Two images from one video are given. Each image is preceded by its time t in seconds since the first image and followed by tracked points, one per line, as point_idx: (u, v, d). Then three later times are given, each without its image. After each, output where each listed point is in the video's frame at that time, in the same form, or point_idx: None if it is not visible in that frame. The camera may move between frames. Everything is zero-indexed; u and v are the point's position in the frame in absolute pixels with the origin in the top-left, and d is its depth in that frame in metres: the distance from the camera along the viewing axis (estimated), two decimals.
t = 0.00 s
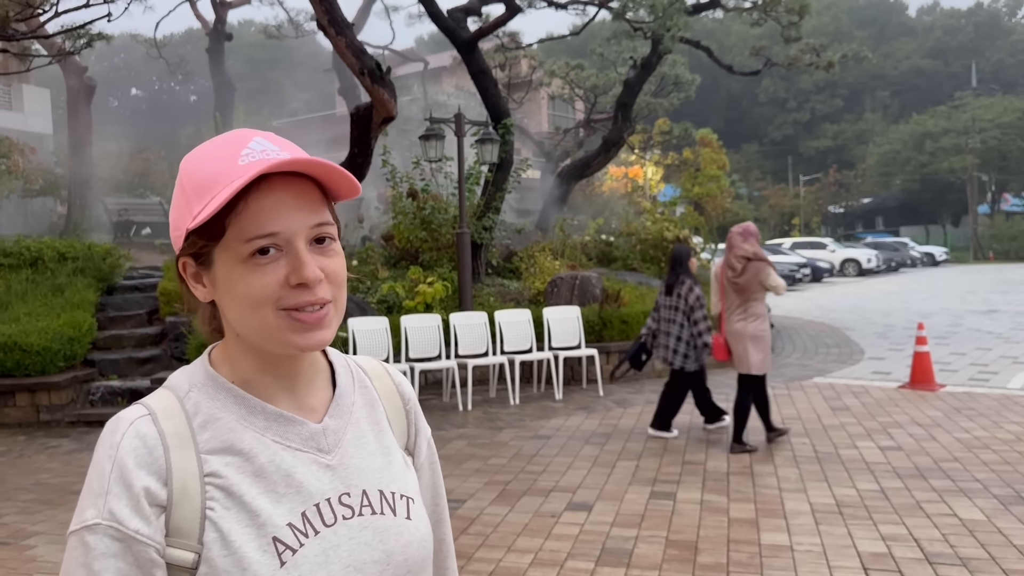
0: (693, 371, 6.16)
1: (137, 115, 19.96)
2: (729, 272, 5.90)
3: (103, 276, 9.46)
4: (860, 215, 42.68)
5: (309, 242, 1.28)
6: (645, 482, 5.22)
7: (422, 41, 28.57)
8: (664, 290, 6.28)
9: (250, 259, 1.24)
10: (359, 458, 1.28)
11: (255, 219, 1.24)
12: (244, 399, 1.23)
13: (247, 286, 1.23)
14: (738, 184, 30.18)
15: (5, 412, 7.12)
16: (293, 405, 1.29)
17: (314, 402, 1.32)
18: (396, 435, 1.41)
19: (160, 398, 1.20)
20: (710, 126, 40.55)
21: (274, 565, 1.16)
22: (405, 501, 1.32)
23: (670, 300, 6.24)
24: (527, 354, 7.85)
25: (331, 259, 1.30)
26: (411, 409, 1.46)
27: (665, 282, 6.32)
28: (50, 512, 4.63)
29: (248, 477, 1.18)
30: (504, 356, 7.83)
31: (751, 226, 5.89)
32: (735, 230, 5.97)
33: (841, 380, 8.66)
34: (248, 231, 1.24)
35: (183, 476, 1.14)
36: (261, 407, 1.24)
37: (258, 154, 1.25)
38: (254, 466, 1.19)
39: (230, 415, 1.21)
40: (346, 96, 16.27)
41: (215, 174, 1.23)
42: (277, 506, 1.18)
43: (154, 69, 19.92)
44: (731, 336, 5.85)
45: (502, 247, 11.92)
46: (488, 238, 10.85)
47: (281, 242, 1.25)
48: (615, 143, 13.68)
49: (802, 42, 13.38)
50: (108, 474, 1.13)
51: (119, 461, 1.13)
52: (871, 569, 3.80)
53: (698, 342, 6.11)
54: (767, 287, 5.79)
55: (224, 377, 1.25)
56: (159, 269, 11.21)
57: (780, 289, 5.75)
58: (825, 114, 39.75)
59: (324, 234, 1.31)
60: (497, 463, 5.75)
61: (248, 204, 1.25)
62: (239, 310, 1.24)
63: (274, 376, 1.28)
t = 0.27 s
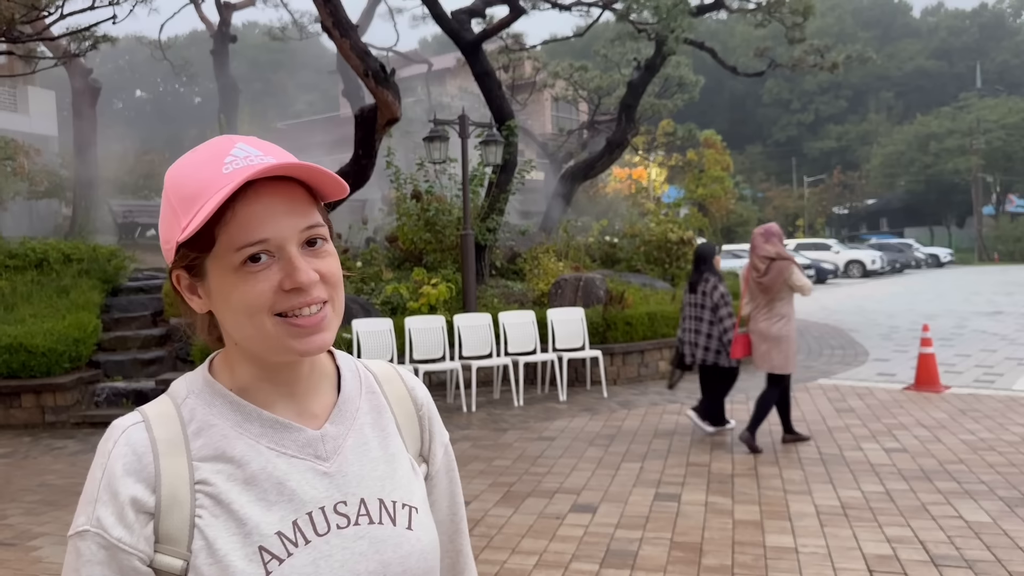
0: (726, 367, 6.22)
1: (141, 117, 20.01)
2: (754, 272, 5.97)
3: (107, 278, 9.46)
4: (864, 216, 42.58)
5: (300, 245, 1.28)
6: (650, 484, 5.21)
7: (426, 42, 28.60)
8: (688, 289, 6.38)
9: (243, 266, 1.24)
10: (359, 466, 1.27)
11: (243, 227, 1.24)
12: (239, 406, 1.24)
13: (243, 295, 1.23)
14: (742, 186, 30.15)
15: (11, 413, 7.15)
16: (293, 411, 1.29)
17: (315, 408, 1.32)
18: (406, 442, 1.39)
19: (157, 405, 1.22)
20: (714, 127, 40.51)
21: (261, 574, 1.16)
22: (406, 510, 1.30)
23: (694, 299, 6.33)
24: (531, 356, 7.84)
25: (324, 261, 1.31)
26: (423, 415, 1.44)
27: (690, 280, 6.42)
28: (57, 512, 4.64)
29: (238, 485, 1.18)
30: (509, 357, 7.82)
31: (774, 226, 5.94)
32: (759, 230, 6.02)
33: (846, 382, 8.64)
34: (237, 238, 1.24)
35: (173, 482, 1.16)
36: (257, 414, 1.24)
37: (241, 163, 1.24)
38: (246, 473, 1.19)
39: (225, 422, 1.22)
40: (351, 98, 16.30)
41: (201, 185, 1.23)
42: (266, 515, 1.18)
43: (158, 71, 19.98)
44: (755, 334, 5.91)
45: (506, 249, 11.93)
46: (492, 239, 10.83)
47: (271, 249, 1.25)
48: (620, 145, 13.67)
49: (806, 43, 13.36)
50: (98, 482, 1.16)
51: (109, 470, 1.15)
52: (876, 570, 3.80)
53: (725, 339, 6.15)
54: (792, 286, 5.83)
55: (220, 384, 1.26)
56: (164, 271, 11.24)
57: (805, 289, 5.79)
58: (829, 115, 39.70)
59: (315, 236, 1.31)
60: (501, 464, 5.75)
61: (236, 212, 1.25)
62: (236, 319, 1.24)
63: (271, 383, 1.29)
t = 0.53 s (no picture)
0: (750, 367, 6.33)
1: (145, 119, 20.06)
2: (776, 272, 6.11)
3: (112, 280, 9.44)
4: (868, 218, 42.49)
5: (274, 231, 1.27)
6: (653, 486, 5.21)
7: (430, 44, 28.64)
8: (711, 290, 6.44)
9: (218, 257, 1.23)
10: (357, 475, 1.24)
11: (212, 219, 1.24)
12: (235, 414, 1.23)
13: (225, 286, 1.22)
14: (746, 187, 30.12)
15: (16, 415, 7.19)
16: (289, 413, 1.27)
17: (314, 413, 1.29)
18: (414, 446, 1.34)
19: (156, 412, 1.23)
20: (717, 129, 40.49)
21: None
22: (406, 520, 1.25)
23: (717, 300, 6.40)
24: (534, 358, 7.84)
25: (303, 243, 1.29)
26: (435, 417, 1.37)
27: (712, 281, 6.49)
28: (61, 514, 4.65)
29: (229, 495, 1.17)
30: (513, 359, 7.81)
31: (794, 226, 6.06)
32: (780, 231, 6.16)
33: (850, 384, 8.62)
34: (207, 229, 1.24)
35: (167, 490, 1.15)
36: (251, 422, 1.23)
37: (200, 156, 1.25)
38: (237, 483, 1.18)
39: (219, 430, 1.21)
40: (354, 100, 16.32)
41: (165, 187, 1.24)
42: (256, 526, 1.16)
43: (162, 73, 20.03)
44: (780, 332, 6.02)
45: (510, 250, 11.93)
46: (496, 241, 10.83)
47: (244, 236, 1.25)
48: (623, 146, 13.66)
49: (810, 45, 13.35)
50: (95, 491, 1.16)
51: (103, 478, 1.16)
52: (880, 572, 3.79)
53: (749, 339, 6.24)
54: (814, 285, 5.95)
55: (217, 392, 1.26)
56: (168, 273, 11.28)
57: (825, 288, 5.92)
58: (833, 116, 39.65)
59: (291, 220, 1.30)
60: (504, 466, 5.75)
61: (202, 206, 1.26)
62: (222, 313, 1.22)
63: (263, 384, 1.27)
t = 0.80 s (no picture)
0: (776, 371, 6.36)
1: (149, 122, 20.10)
2: (802, 276, 6.14)
3: (115, 282, 9.48)
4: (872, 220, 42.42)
5: (237, 215, 1.27)
6: (657, 488, 5.20)
7: (433, 47, 28.69)
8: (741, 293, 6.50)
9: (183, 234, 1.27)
10: (344, 490, 1.20)
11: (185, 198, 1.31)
12: (225, 421, 1.22)
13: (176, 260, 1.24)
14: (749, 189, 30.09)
15: (19, 417, 7.18)
16: (273, 415, 1.25)
17: (302, 421, 1.26)
18: (409, 457, 1.26)
19: (150, 413, 1.23)
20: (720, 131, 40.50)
21: None
22: (393, 538, 1.20)
23: (748, 303, 6.46)
24: (537, 360, 7.83)
25: (257, 229, 1.25)
26: (431, 422, 1.28)
27: (742, 284, 6.54)
28: (64, 516, 4.66)
29: (213, 504, 1.16)
30: (515, 361, 7.82)
31: (820, 229, 6.05)
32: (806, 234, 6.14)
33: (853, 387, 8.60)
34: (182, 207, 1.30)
35: (155, 495, 1.15)
36: (239, 429, 1.21)
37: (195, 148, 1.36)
38: (220, 493, 1.17)
39: (208, 437, 1.20)
40: (358, 103, 16.36)
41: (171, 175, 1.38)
42: (238, 539, 1.15)
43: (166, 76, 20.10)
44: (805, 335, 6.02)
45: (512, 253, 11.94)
46: (499, 243, 10.83)
47: (205, 214, 1.28)
48: (626, 148, 13.67)
49: (813, 47, 13.35)
50: (86, 489, 1.16)
51: (93, 478, 1.16)
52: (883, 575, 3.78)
53: (775, 342, 6.24)
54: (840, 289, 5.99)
55: (208, 395, 1.25)
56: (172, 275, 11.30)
57: (853, 292, 5.95)
58: (837, 119, 39.60)
59: (256, 207, 1.28)
60: (507, 468, 5.75)
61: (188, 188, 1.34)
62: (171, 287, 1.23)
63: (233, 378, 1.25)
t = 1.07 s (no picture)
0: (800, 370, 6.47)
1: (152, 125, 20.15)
2: (836, 277, 6.17)
3: (119, 285, 9.50)
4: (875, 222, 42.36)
5: (230, 218, 1.27)
6: (660, 491, 5.20)
7: (436, 50, 28.71)
8: (766, 292, 6.56)
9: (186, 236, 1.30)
10: (331, 509, 1.22)
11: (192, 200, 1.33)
12: (221, 430, 1.26)
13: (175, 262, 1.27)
14: (753, 192, 30.05)
15: (24, 420, 7.18)
16: (267, 425, 1.28)
17: (297, 434, 1.28)
18: (405, 479, 1.26)
19: (155, 414, 1.28)
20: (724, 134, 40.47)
21: None
22: (375, 564, 1.22)
23: (772, 301, 6.54)
24: (540, 363, 7.84)
25: (245, 233, 1.24)
26: (430, 448, 1.26)
27: (767, 283, 6.60)
28: (68, 519, 4.67)
29: (202, 513, 1.21)
30: (518, 364, 7.82)
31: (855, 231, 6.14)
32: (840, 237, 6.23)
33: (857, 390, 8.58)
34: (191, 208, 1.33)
35: (150, 499, 1.20)
36: (233, 440, 1.25)
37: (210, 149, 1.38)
38: (209, 502, 1.21)
39: (205, 444, 1.25)
40: (361, 106, 16.37)
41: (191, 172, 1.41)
42: (222, 550, 1.19)
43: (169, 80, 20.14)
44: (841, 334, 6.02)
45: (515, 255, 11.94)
46: (502, 246, 10.84)
47: (203, 217, 1.29)
48: (629, 151, 13.65)
49: (816, 50, 13.33)
50: (89, 483, 1.23)
51: (95, 476, 1.22)
52: None
53: (805, 342, 6.37)
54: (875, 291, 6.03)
55: (211, 400, 1.29)
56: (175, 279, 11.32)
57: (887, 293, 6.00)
58: (840, 121, 39.54)
59: (249, 211, 1.27)
60: (511, 471, 5.75)
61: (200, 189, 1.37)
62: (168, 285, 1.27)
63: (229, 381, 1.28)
